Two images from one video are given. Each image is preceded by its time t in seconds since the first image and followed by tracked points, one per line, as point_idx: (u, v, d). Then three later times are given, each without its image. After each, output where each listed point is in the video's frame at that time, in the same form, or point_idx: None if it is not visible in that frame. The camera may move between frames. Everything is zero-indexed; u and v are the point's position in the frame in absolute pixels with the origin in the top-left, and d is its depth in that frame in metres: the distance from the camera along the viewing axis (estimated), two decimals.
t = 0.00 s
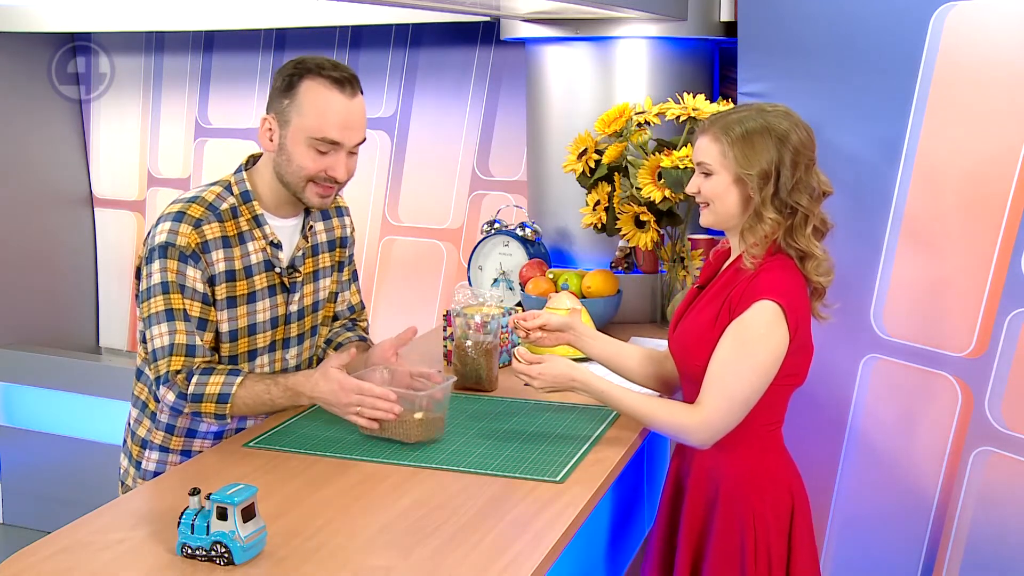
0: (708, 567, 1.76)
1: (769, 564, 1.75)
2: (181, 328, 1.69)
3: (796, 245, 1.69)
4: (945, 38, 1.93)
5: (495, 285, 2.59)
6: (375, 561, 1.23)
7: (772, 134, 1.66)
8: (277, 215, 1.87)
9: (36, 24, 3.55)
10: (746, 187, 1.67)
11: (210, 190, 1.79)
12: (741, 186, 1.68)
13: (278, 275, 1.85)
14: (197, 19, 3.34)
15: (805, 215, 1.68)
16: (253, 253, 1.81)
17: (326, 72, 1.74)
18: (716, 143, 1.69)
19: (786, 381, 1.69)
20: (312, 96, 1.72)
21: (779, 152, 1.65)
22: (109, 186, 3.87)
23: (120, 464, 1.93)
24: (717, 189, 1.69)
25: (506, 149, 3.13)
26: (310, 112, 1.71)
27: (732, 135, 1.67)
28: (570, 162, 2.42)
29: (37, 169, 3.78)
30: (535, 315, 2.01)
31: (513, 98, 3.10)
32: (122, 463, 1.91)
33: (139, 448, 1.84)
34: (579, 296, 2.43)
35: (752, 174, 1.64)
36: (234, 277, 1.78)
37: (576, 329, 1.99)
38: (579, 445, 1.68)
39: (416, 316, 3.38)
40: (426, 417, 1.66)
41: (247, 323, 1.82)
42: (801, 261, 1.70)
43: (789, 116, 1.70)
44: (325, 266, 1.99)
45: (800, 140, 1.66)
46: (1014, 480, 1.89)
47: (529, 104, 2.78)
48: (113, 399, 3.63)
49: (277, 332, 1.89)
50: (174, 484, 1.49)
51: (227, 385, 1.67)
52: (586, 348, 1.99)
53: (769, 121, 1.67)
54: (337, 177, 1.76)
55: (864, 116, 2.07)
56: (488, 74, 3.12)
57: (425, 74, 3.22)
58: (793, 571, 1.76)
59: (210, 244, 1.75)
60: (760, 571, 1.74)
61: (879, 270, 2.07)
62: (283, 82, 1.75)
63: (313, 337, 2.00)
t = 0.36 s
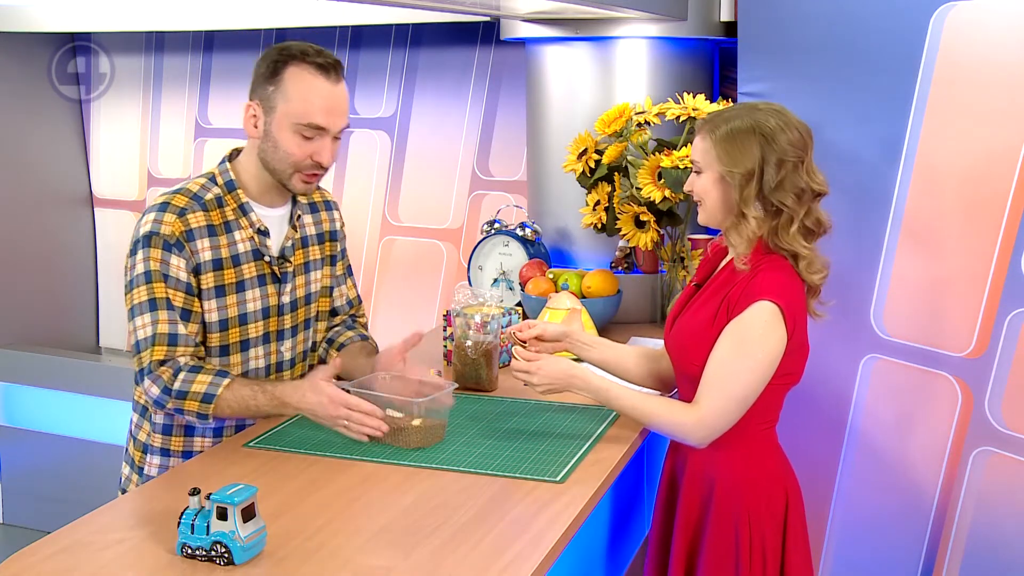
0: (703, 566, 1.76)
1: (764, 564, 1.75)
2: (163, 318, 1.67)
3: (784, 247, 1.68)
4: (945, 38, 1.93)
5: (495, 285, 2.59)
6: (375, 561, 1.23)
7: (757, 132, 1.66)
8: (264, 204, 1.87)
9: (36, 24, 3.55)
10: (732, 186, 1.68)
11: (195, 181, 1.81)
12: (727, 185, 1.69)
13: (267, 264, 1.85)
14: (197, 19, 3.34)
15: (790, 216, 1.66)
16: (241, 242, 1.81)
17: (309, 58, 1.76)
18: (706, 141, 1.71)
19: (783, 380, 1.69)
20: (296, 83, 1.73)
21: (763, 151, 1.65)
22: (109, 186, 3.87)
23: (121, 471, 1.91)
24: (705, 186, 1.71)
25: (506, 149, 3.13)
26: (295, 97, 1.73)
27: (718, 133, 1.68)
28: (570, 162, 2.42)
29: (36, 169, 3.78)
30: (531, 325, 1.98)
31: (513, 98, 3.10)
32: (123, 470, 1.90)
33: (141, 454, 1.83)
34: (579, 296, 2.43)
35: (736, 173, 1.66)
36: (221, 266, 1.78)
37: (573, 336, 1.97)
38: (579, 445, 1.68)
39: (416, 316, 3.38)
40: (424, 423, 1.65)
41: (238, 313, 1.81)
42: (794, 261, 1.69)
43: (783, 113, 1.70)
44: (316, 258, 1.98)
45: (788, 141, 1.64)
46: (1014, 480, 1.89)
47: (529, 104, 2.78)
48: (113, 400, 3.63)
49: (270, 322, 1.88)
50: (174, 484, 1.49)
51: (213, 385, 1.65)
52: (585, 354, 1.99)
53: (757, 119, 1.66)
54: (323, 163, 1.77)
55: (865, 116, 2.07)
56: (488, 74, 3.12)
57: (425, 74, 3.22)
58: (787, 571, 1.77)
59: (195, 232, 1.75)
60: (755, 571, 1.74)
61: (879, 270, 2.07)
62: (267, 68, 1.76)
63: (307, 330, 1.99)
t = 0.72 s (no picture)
0: (699, 565, 1.76)
1: (759, 563, 1.75)
2: (148, 314, 1.67)
3: (782, 247, 1.68)
4: (945, 38, 1.93)
5: (496, 285, 2.60)
6: (375, 561, 1.23)
7: (750, 133, 1.66)
8: (238, 190, 1.87)
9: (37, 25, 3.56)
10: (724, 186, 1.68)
11: (166, 177, 1.81)
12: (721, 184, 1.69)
13: (251, 249, 1.85)
14: (197, 19, 3.34)
15: (782, 216, 1.66)
16: (221, 230, 1.80)
17: (264, 38, 1.80)
18: (700, 142, 1.72)
19: (780, 380, 1.69)
20: (254, 63, 1.76)
21: (754, 151, 1.65)
22: (109, 186, 3.87)
23: (133, 482, 1.91)
24: (701, 187, 1.72)
25: (507, 149, 3.13)
26: (255, 79, 1.76)
27: (712, 134, 1.69)
28: (570, 162, 2.42)
29: (36, 169, 3.78)
30: (530, 327, 1.94)
31: (513, 98, 3.10)
32: (136, 481, 1.89)
33: (154, 461, 1.83)
34: (579, 296, 2.43)
35: (727, 173, 1.66)
36: (205, 255, 1.77)
37: (573, 335, 1.98)
38: (579, 445, 1.68)
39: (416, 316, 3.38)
40: (424, 423, 1.65)
41: (229, 300, 1.80)
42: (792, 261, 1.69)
43: (781, 112, 1.70)
44: (299, 242, 1.98)
45: (780, 142, 1.64)
46: (1015, 481, 1.89)
47: (529, 104, 2.78)
48: (112, 399, 3.62)
49: (263, 307, 1.87)
50: (174, 484, 1.49)
51: (201, 363, 1.66)
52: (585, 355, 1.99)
53: (751, 119, 1.67)
54: (288, 142, 1.80)
55: (865, 116, 2.07)
56: (488, 74, 3.12)
57: (425, 74, 3.22)
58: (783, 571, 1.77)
59: (173, 224, 1.74)
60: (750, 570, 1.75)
61: (879, 270, 2.07)
62: (223, 52, 1.79)
63: (299, 314, 1.98)
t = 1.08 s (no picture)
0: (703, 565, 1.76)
1: (763, 563, 1.75)
2: (110, 325, 1.69)
3: (784, 245, 1.68)
4: (945, 38, 1.93)
5: (495, 284, 2.60)
6: (376, 561, 1.23)
7: (752, 132, 1.66)
8: (219, 192, 1.86)
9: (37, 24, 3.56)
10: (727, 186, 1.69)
11: (147, 184, 1.81)
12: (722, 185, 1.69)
13: (235, 251, 1.84)
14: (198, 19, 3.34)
15: (784, 212, 1.66)
16: (202, 234, 1.80)
17: (236, 36, 1.79)
18: (701, 143, 1.72)
19: (784, 378, 1.70)
20: (227, 63, 1.76)
21: (756, 150, 1.65)
22: (110, 186, 3.87)
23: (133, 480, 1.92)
24: (703, 187, 1.72)
25: (507, 149, 3.13)
26: (228, 79, 1.76)
27: (712, 134, 1.69)
28: (570, 162, 2.42)
29: (36, 168, 3.78)
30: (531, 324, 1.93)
31: (513, 98, 3.10)
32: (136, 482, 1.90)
33: (150, 460, 1.84)
34: (579, 296, 2.43)
35: (730, 172, 1.66)
36: (184, 260, 1.78)
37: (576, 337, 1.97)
38: (579, 445, 1.68)
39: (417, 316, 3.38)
40: (424, 423, 1.65)
41: (211, 304, 1.82)
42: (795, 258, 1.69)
43: (779, 111, 1.70)
44: (292, 240, 1.97)
45: (782, 140, 1.65)
46: (1015, 480, 1.89)
47: (529, 104, 2.78)
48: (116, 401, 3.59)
49: (249, 310, 1.87)
50: (174, 484, 1.49)
51: (152, 376, 1.65)
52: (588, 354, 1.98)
53: (752, 119, 1.67)
54: (269, 138, 1.80)
55: (864, 116, 2.07)
56: (488, 74, 3.12)
57: (425, 74, 3.22)
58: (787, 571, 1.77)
59: (147, 231, 1.75)
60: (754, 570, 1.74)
61: (879, 270, 2.07)
62: (195, 55, 1.79)
63: (294, 313, 1.98)
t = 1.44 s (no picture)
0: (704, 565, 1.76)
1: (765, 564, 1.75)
2: (110, 327, 1.69)
3: (785, 243, 1.68)
4: (945, 39, 1.93)
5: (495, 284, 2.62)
6: (375, 561, 1.23)
7: (753, 131, 1.66)
8: (219, 192, 1.86)
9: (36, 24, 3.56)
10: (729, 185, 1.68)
11: (148, 184, 1.81)
12: (723, 185, 1.69)
13: (237, 252, 1.84)
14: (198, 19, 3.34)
15: (787, 211, 1.66)
16: (203, 234, 1.80)
17: (235, 36, 1.78)
18: (703, 142, 1.72)
19: (784, 377, 1.70)
20: (225, 63, 1.75)
21: (758, 150, 1.65)
22: (110, 186, 3.87)
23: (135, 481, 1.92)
24: (704, 187, 1.71)
25: (507, 149, 3.13)
26: (227, 79, 1.75)
27: (715, 133, 1.69)
28: (570, 162, 2.42)
29: (35, 168, 3.78)
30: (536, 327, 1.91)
31: (513, 98, 3.10)
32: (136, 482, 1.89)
33: (152, 461, 1.84)
34: (579, 296, 2.44)
35: (732, 171, 1.66)
36: (184, 262, 1.78)
37: (585, 344, 1.94)
38: (579, 445, 1.68)
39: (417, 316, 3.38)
40: (424, 423, 1.65)
41: (212, 305, 1.81)
42: (796, 257, 1.69)
43: (781, 111, 1.69)
44: (292, 240, 1.97)
45: (784, 139, 1.65)
46: (1015, 480, 1.89)
47: (529, 104, 2.78)
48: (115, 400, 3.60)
49: (250, 310, 1.87)
50: (174, 484, 1.49)
51: (153, 377, 1.66)
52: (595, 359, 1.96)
53: (754, 118, 1.67)
54: (267, 139, 1.80)
55: (864, 116, 2.07)
56: (488, 74, 3.12)
57: (425, 75, 3.22)
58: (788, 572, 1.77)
59: (148, 233, 1.74)
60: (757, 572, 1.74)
61: (879, 270, 2.06)
62: (194, 54, 1.78)
63: (294, 313, 1.98)
